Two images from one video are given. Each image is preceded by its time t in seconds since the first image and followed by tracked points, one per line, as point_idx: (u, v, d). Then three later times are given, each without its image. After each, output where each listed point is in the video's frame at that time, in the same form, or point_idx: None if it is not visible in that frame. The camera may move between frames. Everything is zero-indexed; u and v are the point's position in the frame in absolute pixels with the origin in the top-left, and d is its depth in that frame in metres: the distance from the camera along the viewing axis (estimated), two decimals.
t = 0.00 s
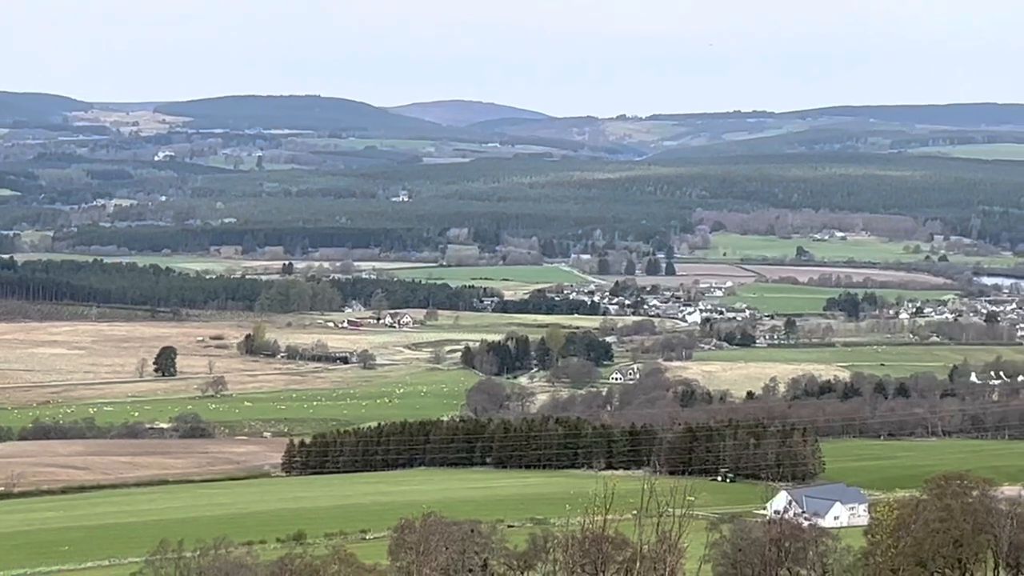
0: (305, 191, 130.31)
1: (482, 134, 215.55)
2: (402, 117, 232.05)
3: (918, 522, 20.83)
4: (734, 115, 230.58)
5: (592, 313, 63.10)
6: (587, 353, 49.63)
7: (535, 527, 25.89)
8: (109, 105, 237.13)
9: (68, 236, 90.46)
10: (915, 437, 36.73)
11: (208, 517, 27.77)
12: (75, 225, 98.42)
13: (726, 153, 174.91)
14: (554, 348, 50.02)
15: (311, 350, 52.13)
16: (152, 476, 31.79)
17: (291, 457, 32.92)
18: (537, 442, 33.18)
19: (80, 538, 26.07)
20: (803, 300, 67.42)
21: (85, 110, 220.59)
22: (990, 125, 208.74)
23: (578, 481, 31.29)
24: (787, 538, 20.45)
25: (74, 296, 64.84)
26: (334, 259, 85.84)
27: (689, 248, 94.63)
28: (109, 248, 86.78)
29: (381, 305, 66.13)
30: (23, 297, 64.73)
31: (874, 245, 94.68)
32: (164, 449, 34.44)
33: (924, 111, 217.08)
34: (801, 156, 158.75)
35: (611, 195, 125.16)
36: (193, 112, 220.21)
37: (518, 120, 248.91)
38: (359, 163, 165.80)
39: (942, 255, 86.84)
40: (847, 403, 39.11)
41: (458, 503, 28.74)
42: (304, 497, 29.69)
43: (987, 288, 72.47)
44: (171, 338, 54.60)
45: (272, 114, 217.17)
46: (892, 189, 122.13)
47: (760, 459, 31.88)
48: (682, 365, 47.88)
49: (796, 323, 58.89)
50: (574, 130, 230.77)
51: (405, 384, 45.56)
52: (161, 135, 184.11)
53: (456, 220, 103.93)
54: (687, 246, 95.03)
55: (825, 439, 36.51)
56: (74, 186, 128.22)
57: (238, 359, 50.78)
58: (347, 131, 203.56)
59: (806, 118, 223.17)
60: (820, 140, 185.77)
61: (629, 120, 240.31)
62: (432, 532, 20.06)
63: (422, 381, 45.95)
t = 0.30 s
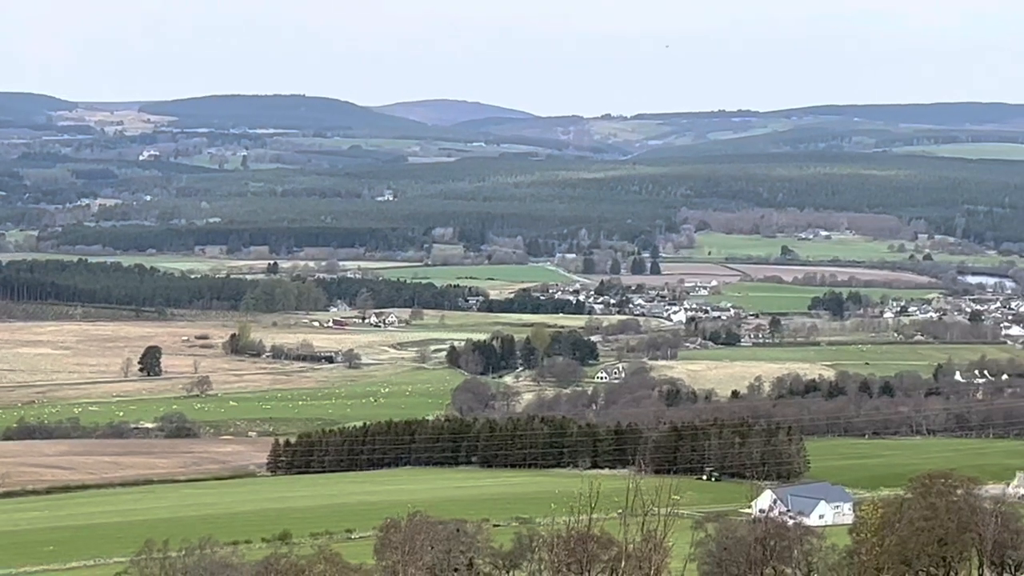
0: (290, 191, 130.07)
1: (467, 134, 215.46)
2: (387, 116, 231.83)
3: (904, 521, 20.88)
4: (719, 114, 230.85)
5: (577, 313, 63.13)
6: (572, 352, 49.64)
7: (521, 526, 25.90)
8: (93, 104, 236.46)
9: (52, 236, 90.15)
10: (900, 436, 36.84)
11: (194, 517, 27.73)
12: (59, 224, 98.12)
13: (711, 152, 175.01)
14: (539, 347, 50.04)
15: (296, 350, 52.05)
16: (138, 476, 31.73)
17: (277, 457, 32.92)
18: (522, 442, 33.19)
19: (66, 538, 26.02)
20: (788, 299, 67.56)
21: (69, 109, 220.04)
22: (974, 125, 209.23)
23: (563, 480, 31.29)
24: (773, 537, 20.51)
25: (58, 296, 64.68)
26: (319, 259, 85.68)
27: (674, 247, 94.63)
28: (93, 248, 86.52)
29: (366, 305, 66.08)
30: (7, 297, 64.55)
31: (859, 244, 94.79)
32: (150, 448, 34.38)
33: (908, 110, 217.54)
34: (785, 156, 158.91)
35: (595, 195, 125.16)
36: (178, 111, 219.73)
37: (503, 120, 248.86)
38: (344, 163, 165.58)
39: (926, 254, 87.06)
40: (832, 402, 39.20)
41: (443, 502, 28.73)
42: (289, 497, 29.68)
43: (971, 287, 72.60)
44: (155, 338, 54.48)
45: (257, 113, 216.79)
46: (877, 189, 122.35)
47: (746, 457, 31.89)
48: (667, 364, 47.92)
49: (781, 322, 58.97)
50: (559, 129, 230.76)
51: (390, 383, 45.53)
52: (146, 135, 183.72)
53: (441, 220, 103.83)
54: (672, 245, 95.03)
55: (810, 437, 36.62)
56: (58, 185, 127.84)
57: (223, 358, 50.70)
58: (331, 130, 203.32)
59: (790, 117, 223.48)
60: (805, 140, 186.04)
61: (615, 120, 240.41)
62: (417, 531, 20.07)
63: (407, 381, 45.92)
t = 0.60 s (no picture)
0: (272, 191, 130.00)
1: (449, 134, 215.49)
2: (369, 117, 231.74)
3: (885, 520, 20.91)
4: (700, 115, 231.31)
5: (559, 313, 63.18)
6: (554, 352, 49.67)
7: (503, 527, 25.93)
8: (73, 105, 235.76)
9: (32, 237, 89.88)
10: (881, 435, 36.94)
11: (175, 517, 27.70)
12: (40, 225, 97.82)
13: (693, 152, 175.36)
14: (521, 347, 50.10)
15: (278, 350, 52.00)
16: (119, 476, 31.66)
17: (258, 458, 32.90)
18: (504, 442, 33.20)
19: (46, 539, 25.95)
20: (769, 299, 67.73)
21: (50, 110, 219.46)
22: (955, 125, 210.03)
23: (545, 481, 31.30)
24: (755, 536, 20.53)
25: (39, 297, 64.50)
26: (302, 258, 85.68)
27: (656, 248, 94.78)
28: (74, 249, 86.32)
29: (348, 305, 66.05)
30: None
31: (841, 244, 95.04)
32: (131, 449, 34.29)
33: (889, 110, 218.23)
34: (767, 156, 159.24)
35: (577, 195, 125.30)
36: (159, 111, 219.32)
37: (485, 120, 248.90)
38: (325, 163, 165.47)
39: (907, 254, 87.34)
40: (813, 402, 39.29)
41: (425, 503, 28.73)
42: (271, 497, 29.64)
43: (952, 287, 72.85)
44: (137, 338, 54.37)
45: (238, 114, 216.54)
46: (858, 189, 122.68)
47: (727, 457, 31.95)
48: (649, 364, 47.98)
49: (763, 322, 59.12)
50: (541, 130, 230.93)
51: (371, 383, 45.52)
52: (128, 135, 183.36)
53: (423, 220, 103.83)
54: (653, 245, 95.21)
55: (791, 437, 36.71)
56: (39, 186, 127.48)
57: (205, 358, 50.64)
58: (313, 131, 203.18)
59: (772, 118, 223.99)
60: (786, 140, 186.48)
61: (597, 120, 240.66)
62: (399, 531, 20.09)
63: (388, 381, 45.92)
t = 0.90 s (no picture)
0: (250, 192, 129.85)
1: (428, 135, 215.48)
2: (348, 117, 231.55)
3: (864, 521, 21.01)
4: (679, 116, 231.78)
5: (538, 314, 63.21)
6: (533, 353, 49.68)
7: (481, 528, 25.94)
8: (51, 105, 234.95)
9: (9, 238, 89.58)
10: (859, 436, 37.10)
11: (154, 519, 27.63)
12: (17, 226, 97.47)
13: (672, 153, 175.67)
14: (500, 348, 50.18)
15: (256, 351, 51.91)
16: (97, 478, 31.54)
17: (237, 459, 32.81)
18: (483, 443, 33.21)
19: (24, 540, 25.87)
20: (747, 299, 67.94)
21: (28, 111, 218.67)
22: (933, 126, 211.02)
23: (523, 482, 31.30)
24: (734, 537, 20.62)
25: (16, 298, 64.26)
26: (280, 260, 85.63)
27: (635, 249, 94.92)
28: (52, 250, 86.08)
29: (327, 307, 65.96)
30: None
31: (819, 245, 95.33)
32: (109, 450, 34.22)
33: (867, 111, 218.98)
34: (745, 157, 159.63)
35: (556, 196, 125.44)
36: (137, 112, 218.75)
37: (463, 121, 248.85)
38: (304, 164, 165.36)
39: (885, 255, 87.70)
40: (792, 403, 39.40)
41: (403, 504, 28.73)
42: (250, 499, 29.57)
43: (930, 288, 73.14)
44: (115, 340, 54.19)
45: (216, 115, 216.11)
46: (837, 190, 123.04)
47: (706, 458, 32.05)
48: (628, 365, 48.01)
49: (742, 323, 59.24)
50: (520, 131, 231.12)
51: (350, 385, 45.47)
52: (105, 136, 182.84)
53: (401, 221, 103.83)
54: (632, 246, 95.46)
55: (770, 438, 36.81)
56: (16, 187, 127.00)
57: (183, 360, 50.51)
58: (291, 132, 202.86)
59: (750, 119, 224.58)
60: (764, 141, 186.94)
61: (575, 121, 240.92)
62: (378, 532, 20.09)
63: (367, 382, 45.88)
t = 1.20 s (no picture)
0: (225, 193, 129.59)
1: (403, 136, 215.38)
2: (323, 119, 231.24)
3: (838, 522, 21.06)
4: (654, 117, 232.24)
5: (513, 315, 63.25)
6: (508, 355, 49.74)
7: (456, 529, 25.95)
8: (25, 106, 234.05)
9: None
10: (834, 437, 37.27)
11: (130, 521, 27.56)
12: None
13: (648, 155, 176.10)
14: (475, 349, 50.18)
15: (231, 353, 51.80)
16: (71, 480, 31.41)
17: (211, 461, 32.79)
18: (458, 444, 33.21)
19: None
20: (722, 301, 68.12)
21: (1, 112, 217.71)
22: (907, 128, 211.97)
23: (498, 483, 31.30)
24: (709, 538, 20.72)
25: None
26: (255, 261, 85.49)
27: (610, 250, 95.05)
28: (26, 251, 85.74)
29: (302, 308, 65.85)
30: None
31: (793, 246, 95.67)
32: (83, 453, 34.09)
33: (842, 112, 219.76)
34: (721, 159, 160.12)
35: (532, 197, 125.59)
36: (111, 113, 218.04)
37: (438, 122, 248.79)
38: (279, 165, 165.09)
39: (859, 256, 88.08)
40: (767, 404, 39.55)
41: (378, 506, 28.73)
42: (225, 500, 29.52)
43: (905, 289, 73.49)
44: (90, 341, 54.00)
45: (191, 116, 215.53)
46: (811, 192, 123.44)
47: (681, 460, 32.14)
48: (603, 367, 48.08)
49: (716, 325, 59.41)
50: (495, 133, 231.15)
51: (325, 386, 45.42)
52: (79, 137, 182.09)
53: (376, 222, 103.79)
54: (607, 247, 95.60)
55: (745, 439, 36.94)
56: None
57: (158, 362, 50.36)
58: (266, 133, 202.43)
59: (725, 120, 225.20)
60: (739, 143, 187.42)
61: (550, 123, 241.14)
62: (353, 534, 20.08)
63: (342, 383, 45.85)
